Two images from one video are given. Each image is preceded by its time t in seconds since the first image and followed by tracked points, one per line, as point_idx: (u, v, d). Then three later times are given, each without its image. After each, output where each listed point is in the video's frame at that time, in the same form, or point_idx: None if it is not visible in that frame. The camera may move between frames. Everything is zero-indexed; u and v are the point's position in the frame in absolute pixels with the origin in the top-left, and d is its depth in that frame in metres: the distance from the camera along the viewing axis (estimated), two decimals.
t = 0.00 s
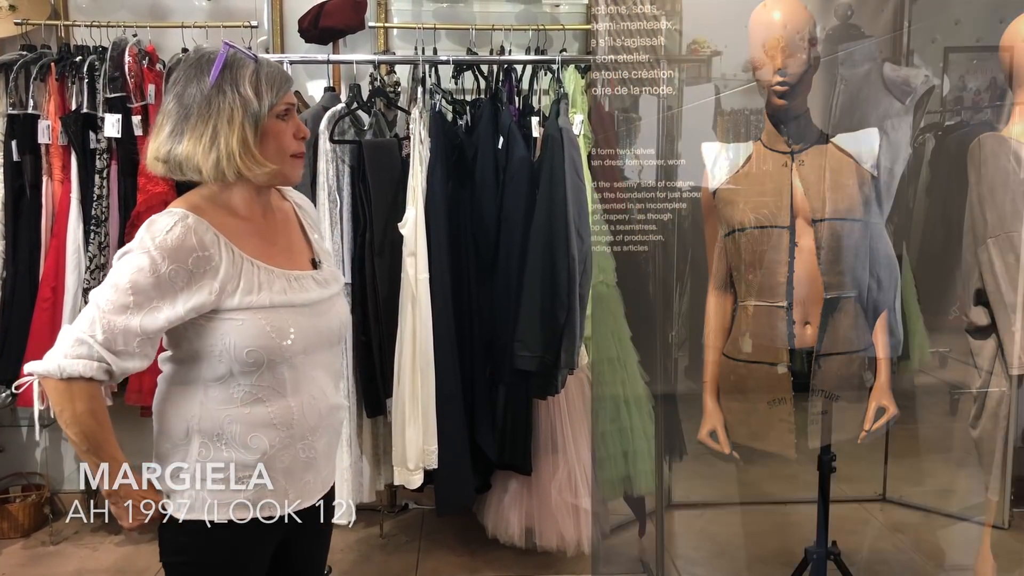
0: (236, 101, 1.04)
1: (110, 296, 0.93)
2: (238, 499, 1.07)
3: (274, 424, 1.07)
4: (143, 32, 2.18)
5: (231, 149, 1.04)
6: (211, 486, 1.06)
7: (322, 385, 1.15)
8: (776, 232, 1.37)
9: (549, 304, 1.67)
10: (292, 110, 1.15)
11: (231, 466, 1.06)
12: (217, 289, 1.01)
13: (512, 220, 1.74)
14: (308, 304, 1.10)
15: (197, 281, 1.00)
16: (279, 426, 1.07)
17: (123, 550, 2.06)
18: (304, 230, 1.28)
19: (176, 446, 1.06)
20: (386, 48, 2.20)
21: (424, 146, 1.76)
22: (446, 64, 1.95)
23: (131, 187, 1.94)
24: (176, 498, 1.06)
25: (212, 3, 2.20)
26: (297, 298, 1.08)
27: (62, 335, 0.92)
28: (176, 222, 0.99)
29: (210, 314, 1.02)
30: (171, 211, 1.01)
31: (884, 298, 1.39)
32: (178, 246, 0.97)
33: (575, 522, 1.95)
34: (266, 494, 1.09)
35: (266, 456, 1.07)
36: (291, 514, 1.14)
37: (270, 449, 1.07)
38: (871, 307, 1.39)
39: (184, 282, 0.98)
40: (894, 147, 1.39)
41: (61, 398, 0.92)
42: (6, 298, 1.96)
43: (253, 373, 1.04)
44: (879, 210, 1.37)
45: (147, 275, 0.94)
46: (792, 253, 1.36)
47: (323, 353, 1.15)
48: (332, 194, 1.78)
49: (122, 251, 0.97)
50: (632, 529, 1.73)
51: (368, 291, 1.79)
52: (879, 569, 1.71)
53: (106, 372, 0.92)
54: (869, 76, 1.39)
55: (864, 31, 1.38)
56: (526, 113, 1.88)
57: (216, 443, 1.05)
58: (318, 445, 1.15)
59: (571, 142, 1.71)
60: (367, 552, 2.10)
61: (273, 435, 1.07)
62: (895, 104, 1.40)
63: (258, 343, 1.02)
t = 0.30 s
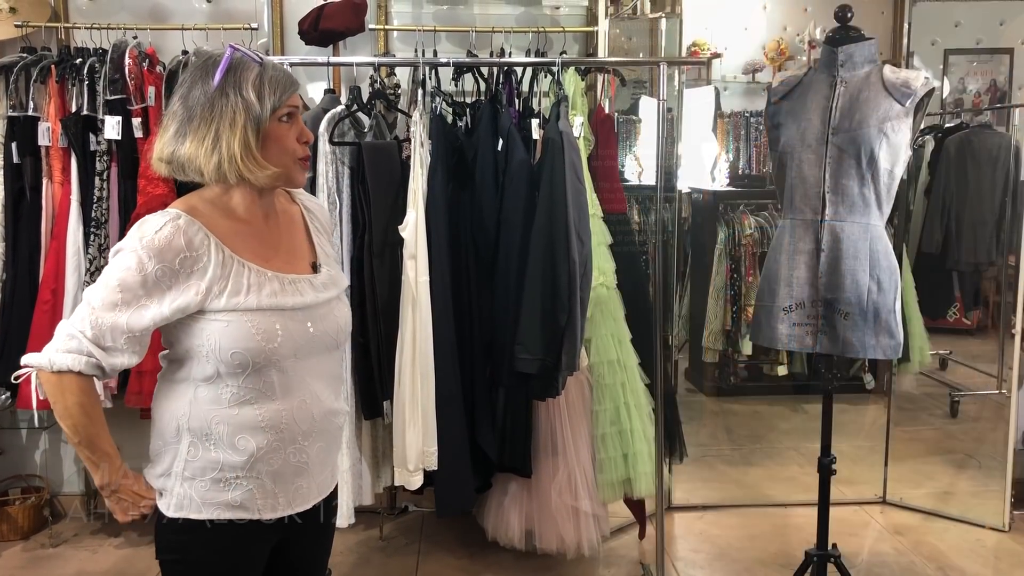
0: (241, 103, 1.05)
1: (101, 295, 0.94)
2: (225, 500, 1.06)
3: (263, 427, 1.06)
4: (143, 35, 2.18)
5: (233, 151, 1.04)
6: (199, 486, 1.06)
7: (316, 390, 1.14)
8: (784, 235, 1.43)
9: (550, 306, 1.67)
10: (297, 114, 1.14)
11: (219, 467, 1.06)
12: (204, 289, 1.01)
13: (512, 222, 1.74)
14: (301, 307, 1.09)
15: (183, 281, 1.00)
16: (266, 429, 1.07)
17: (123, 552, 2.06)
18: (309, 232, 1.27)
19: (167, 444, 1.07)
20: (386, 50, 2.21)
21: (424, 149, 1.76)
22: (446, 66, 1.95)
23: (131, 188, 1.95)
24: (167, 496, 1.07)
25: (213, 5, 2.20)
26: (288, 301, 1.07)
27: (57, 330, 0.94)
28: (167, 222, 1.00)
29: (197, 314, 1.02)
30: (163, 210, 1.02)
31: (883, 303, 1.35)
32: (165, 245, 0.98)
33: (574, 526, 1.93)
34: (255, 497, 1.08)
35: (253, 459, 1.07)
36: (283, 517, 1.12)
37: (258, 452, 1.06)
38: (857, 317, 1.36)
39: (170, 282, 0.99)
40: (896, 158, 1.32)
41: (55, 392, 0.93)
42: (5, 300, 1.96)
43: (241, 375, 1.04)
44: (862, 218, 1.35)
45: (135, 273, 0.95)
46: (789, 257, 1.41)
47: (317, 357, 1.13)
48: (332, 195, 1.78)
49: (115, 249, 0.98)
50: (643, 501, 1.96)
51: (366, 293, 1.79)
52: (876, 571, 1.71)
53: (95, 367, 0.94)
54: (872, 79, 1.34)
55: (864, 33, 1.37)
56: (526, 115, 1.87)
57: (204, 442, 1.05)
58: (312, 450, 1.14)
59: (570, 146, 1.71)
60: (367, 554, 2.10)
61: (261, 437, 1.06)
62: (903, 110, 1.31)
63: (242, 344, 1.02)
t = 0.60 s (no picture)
0: (239, 106, 1.05)
1: (101, 297, 0.94)
2: (221, 500, 1.06)
3: (260, 428, 1.06)
4: (143, 37, 2.18)
5: (230, 154, 1.04)
6: (197, 487, 1.06)
7: (313, 391, 1.14)
8: (777, 240, 1.17)
9: (550, 308, 1.67)
10: (295, 117, 1.14)
11: (217, 468, 1.05)
12: (200, 291, 1.01)
13: (512, 223, 1.74)
14: (297, 309, 1.09)
15: (181, 283, 1.00)
16: (263, 431, 1.07)
17: (121, 555, 2.05)
18: (306, 234, 1.27)
19: (166, 446, 1.07)
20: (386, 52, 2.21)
21: (423, 150, 1.76)
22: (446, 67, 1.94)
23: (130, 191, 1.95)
24: (165, 497, 1.07)
25: (212, 8, 2.20)
26: (284, 303, 1.07)
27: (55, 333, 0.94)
28: (165, 225, 1.00)
29: (194, 316, 1.02)
30: (160, 213, 1.02)
31: (884, 305, 1.18)
32: (162, 248, 0.98)
33: (574, 527, 1.94)
34: (253, 498, 1.08)
35: (251, 460, 1.06)
36: (281, 518, 1.12)
37: (255, 453, 1.06)
38: (859, 321, 1.18)
39: (167, 284, 0.99)
40: (918, 163, 1.16)
41: (54, 394, 0.93)
42: (6, 301, 1.96)
43: (238, 377, 1.04)
44: (864, 226, 1.16)
45: (134, 276, 0.95)
46: (782, 268, 1.18)
47: (314, 359, 1.14)
48: (331, 197, 1.79)
49: (114, 251, 0.98)
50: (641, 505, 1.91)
51: (366, 294, 1.78)
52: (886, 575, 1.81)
53: (94, 369, 0.94)
54: (883, 81, 1.14)
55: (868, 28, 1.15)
56: (526, 117, 1.86)
57: (202, 443, 1.05)
58: (310, 450, 1.14)
59: (570, 147, 1.71)
60: (366, 557, 2.09)
61: (259, 438, 1.06)
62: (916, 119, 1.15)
63: (239, 346, 1.02)
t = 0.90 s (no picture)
0: (236, 108, 1.05)
1: (101, 301, 0.94)
2: (229, 503, 1.06)
3: (265, 428, 1.06)
4: (143, 37, 2.18)
5: (230, 156, 1.04)
6: (204, 490, 1.05)
7: (315, 391, 1.14)
8: (775, 236, 1.10)
9: (551, 308, 1.67)
10: (291, 117, 1.14)
11: (224, 471, 1.05)
12: (204, 293, 1.01)
13: (512, 224, 1.74)
14: (300, 309, 1.09)
15: (185, 286, 1.00)
16: (269, 431, 1.07)
17: (122, 555, 2.06)
18: (303, 235, 1.27)
19: (169, 449, 1.07)
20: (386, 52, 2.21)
21: (424, 151, 1.77)
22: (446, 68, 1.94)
23: (130, 191, 1.95)
24: (171, 501, 1.07)
25: (212, 8, 2.21)
26: (287, 304, 1.07)
27: (55, 337, 0.94)
28: (167, 227, 0.99)
29: (199, 318, 1.02)
30: (161, 216, 1.01)
31: (889, 308, 1.09)
32: (165, 251, 0.97)
33: (574, 527, 1.94)
34: (259, 499, 1.08)
35: (258, 461, 1.06)
36: (286, 519, 1.12)
37: (261, 454, 1.06)
38: (859, 319, 1.10)
39: (171, 287, 0.99)
40: (920, 164, 1.08)
41: (54, 399, 0.93)
42: (6, 302, 1.97)
43: (244, 378, 1.04)
44: (864, 226, 1.08)
45: (136, 279, 0.95)
46: (781, 267, 1.10)
47: (316, 359, 1.14)
48: (330, 198, 1.78)
49: (114, 254, 0.98)
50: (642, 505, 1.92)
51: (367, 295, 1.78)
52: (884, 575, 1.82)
53: (95, 373, 0.94)
54: (883, 81, 1.09)
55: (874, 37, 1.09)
56: (525, 117, 1.86)
57: (207, 446, 1.05)
58: (314, 450, 1.14)
59: (570, 147, 1.71)
60: (366, 557, 2.09)
61: (264, 439, 1.06)
62: (920, 120, 1.08)
63: (244, 347, 1.02)
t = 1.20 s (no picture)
0: (238, 109, 1.05)
1: (102, 305, 0.93)
2: (237, 503, 1.06)
3: (269, 429, 1.06)
4: (142, 37, 2.18)
5: (231, 156, 1.04)
6: (211, 492, 1.05)
7: (316, 390, 1.14)
8: (775, 236, 1.09)
9: (551, 308, 1.67)
10: (291, 118, 1.14)
11: (230, 472, 1.05)
12: (207, 295, 1.01)
13: (511, 224, 1.74)
14: (300, 310, 1.10)
15: (188, 288, 1.00)
16: (274, 432, 1.07)
17: (121, 554, 2.06)
18: (297, 235, 1.27)
19: (171, 453, 1.06)
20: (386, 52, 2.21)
21: (422, 151, 1.77)
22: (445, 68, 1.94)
23: (129, 190, 1.95)
24: (176, 504, 1.06)
25: (211, 8, 2.20)
26: (288, 304, 1.07)
27: (55, 343, 0.94)
28: (168, 229, 0.99)
29: (203, 320, 1.02)
30: (162, 219, 1.01)
31: (891, 309, 1.09)
32: (166, 253, 0.97)
33: (573, 528, 1.94)
34: (264, 499, 1.08)
35: (264, 462, 1.06)
36: (290, 519, 1.12)
37: (267, 454, 1.06)
38: (859, 320, 1.10)
39: (174, 289, 0.98)
40: (920, 165, 1.08)
41: (55, 405, 0.93)
42: (5, 302, 1.96)
43: (247, 379, 1.04)
44: (864, 226, 1.08)
45: (137, 283, 0.94)
46: (781, 267, 1.09)
47: (316, 359, 1.14)
48: (329, 198, 1.78)
49: (114, 258, 0.97)
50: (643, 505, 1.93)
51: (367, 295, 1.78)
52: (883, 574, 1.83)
53: (95, 377, 0.93)
54: (883, 81, 1.09)
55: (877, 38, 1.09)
56: (525, 117, 1.86)
57: (211, 447, 1.05)
58: (317, 449, 1.15)
59: (569, 147, 1.71)
60: (366, 557, 2.09)
61: (269, 439, 1.06)
62: (920, 120, 1.08)
63: (249, 348, 1.02)
